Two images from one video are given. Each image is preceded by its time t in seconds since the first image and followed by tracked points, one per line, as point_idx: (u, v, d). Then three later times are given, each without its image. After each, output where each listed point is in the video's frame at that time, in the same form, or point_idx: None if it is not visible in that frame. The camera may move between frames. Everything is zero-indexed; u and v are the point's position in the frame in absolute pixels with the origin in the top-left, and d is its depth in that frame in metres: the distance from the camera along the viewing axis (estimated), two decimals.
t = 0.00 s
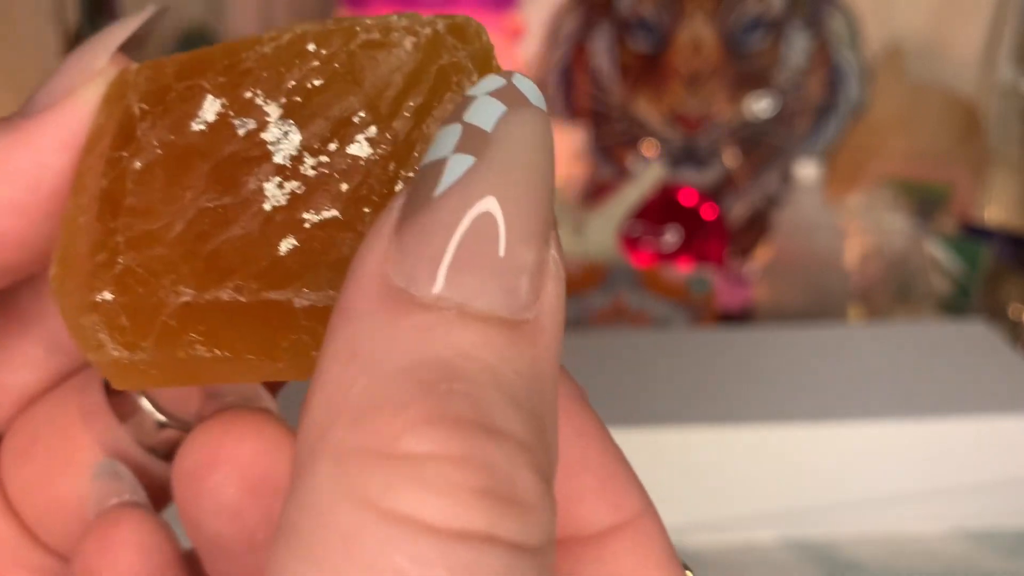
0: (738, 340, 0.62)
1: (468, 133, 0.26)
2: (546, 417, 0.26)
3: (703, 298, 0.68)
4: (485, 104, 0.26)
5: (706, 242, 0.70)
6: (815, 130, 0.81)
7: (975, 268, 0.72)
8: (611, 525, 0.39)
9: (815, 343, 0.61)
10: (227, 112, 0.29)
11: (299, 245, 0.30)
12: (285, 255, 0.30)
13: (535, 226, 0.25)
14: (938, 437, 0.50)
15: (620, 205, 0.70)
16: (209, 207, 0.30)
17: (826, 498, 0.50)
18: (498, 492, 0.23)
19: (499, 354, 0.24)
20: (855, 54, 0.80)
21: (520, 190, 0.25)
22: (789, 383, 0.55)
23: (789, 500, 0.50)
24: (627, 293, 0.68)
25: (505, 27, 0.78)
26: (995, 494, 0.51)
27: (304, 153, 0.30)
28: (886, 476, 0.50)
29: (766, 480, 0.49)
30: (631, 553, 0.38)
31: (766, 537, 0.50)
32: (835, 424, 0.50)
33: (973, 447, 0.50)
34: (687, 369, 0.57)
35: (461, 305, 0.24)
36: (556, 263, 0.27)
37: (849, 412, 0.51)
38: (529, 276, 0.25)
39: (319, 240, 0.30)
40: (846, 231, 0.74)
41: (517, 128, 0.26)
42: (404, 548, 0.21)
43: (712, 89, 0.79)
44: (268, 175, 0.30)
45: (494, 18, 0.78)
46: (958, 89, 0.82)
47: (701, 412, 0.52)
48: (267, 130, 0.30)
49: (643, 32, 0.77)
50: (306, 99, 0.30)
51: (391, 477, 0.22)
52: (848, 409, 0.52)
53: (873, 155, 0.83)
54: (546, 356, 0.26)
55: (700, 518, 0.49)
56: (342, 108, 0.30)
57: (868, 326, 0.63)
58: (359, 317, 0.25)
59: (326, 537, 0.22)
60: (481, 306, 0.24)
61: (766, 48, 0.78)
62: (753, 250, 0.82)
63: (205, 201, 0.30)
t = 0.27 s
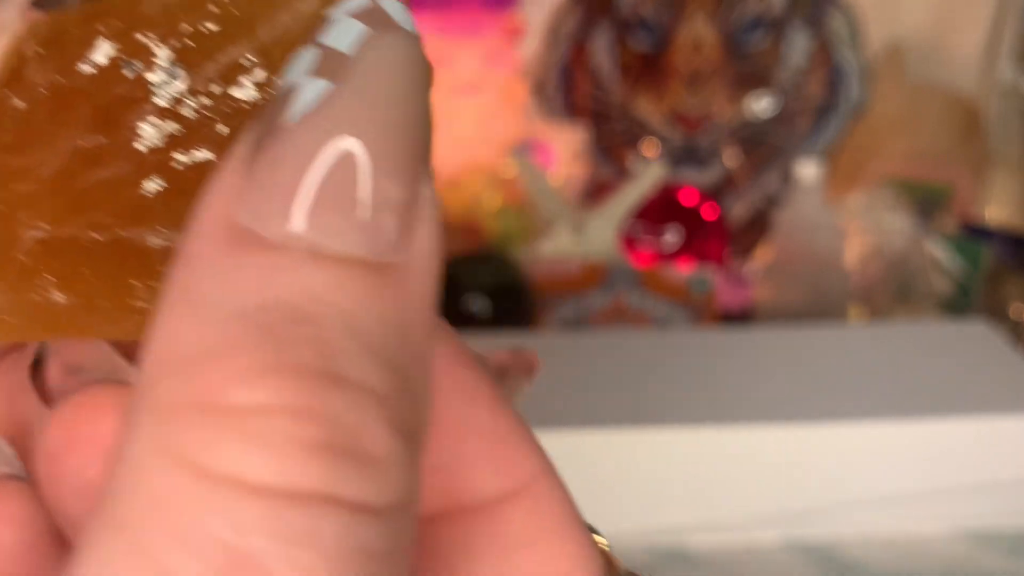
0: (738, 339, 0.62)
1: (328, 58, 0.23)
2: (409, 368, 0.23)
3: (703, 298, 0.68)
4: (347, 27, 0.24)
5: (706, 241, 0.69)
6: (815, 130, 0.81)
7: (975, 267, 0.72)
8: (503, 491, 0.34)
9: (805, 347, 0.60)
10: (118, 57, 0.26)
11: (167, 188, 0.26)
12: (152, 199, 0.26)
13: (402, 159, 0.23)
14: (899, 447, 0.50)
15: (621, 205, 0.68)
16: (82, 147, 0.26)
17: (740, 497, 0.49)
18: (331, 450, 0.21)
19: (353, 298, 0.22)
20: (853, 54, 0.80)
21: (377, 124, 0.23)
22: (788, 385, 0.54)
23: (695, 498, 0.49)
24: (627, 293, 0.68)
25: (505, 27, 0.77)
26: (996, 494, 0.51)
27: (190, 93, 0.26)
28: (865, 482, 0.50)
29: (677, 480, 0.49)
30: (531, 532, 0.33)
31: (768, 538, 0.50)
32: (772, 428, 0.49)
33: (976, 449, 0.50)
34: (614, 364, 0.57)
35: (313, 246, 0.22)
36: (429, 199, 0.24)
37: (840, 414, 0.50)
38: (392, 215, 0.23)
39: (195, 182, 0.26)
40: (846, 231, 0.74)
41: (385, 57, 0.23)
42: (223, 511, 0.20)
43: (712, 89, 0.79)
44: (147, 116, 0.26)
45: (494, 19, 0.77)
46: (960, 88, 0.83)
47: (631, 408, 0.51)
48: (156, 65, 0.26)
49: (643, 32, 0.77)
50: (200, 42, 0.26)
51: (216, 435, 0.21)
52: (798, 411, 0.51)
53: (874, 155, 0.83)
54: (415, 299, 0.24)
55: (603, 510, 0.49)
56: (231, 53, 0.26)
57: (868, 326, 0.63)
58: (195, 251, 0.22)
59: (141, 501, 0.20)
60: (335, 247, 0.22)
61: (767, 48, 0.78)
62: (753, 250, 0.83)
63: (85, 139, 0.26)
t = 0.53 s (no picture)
0: (737, 338, 0.63)
1: None
2: (228, 299, 0.20)
3: (699, 298, 0.67)
4: None
5: (703, 243, 0.71)
6: (811, 131, 0.82)
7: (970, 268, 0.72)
8: (333, 419, 0.24)
9: (795, 348, 0.61)
10: None
11: None
12: None
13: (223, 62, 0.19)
14: (850, 451, 0.50)
15: (621, 206, 0.69)
16: None
17: (660, 497, 0.50)
18: (114, 383, 0.17)
19: (155, 213, 0.18)
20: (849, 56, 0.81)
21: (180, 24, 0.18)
22: (795, 384, 0.55)
23: (620, 494, 0.50)
24: (627, 293, 0.67)
25: (504, 30, 0.79)
26: (989, 491, 0.51)
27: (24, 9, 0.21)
28: (845, 484, 0.50)
29: (633, 475, 0.49)
30: (351, 457, 0.24)
31: (766, 537, 0.51)
32: (700, 427, 0.49)
33: (976, 447, 0.51)
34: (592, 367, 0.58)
35: (112, 152, 0.18)
36: (256, 102, 0.20)
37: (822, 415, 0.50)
38: (208, 123, 0.19)
39: None
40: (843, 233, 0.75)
41: None
42: None
43: (710, 90, 0.80)
44: None
45: (494, 22, 0.78)
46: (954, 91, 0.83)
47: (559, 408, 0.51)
48: None
49: (642, 34, 0.79)
50: None
51: None
52: (732, 410, 0.51)
53: (873, 156, 0.84)
54: (236, 217, 0.20)
55: (516, 509, 0.49)
56: None
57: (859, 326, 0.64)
58: None
59: None
60: (131, 153, 0.18)
61: (764, 50, 0.80)
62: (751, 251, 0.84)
63: None
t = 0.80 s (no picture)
0: (733, 329, 0.60)
1: None
2: (285, 363, 0.18)
3: (695, 298, 0.69)
4: None
5: (698, 246, 0.75)
6: (803, 133, 0.91)
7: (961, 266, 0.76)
8: (361, 468, 0.23)
9: (792, 335, 0.59)
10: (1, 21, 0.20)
11: (39, 156, 0.20)
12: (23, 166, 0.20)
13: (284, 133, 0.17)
14: (840, 447, 0.49)
15: (619, 206, 0.70)
16: None
17: (636, 490, 0.49)
18: (172, 447, 0.15)
19: (222, 274, 0.16)
20: (842, 61, 0.90)
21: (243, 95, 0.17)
22: (801, 373, 0.53)
23: (594, 488, 0.49)
24: (624, 292, 0.68)
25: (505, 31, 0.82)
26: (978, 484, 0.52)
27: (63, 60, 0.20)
28: (832, 478, 0.50)
29: (618, 476, 0.48)
30: (386, 507, 0.23)
31: (759, 527, 0.52)
32: (680, 423, 0.47)
33: (976, 442, 0.50)
34: (580, 353, 0.55)
35: (175, 222, 0.16)
36: (312, 181, 0.18)
37: (817, 410, 0.49)
38: (271, 195, 0.17)
39: (59, 149, 0.20)
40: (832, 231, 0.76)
41: (266, 29, 0.17)
42: (39, 499, 0.15)
43: (701, 93, 0.89)
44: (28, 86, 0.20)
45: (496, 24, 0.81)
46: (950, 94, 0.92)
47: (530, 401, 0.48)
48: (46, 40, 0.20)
49: (640, 38, 0.88)
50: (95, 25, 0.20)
51: (38, 407, 0.15)
52: (720, 406, 0.49)
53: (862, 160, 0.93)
54: (293, 286, 0.18)
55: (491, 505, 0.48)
56: (121, 43, 0.20)
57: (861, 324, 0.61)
58: (45, 232, 0.17)
59: None
60: (199, 226, 0.16)
61: (757, 55, 0.89)
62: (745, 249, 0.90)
63: None
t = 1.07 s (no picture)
0: (729, 330, 0.60)
1: None
2: (176, 325, 0.17)
3: (694, 298, 0.69)
4: None
5: (697, 246, 0.76)
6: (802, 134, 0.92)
7: (960, 267, 0.76)
8: (272, 448, 0.20)
9: (786, 338, 0.59)
10: None
11: None
12: None
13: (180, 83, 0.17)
14: (835, 446, 0.49)
15: (619, 207, 0.70)
16: None
17: (625, 489, 0.49)
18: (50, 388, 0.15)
19: (111, 228, 0.16)
20: (841, 61, 0.91)
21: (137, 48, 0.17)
22: (804, 372, 0.54)
23: (582, 488, 0.49)
24: (623, 292, 0.69)
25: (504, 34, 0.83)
26: (973, 483, 0.52)
27: None
28: (829, 477, 0.50)
29: (610, 476, 0.48)
30: (298, 493, 0.20)
31: (757, 526, 0.52)
32: (671, 424, 0.47)
33: (974, 442, 0.50)
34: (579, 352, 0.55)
35: (64, 175, 0.16)
36: (216, 131, 0.18)
37: (814, 409, 0.49)
38: (169, 152, 0.17)
39: None
40: (832, 231, 0.76)
41: None
42: None
43: (702, 94, 0.89)
44: None
45: (495, 26, 0.82)
46: (948, 95, 0.93)
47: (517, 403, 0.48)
48: None
49: (639, 39, 0.89)
50: None
51: None
52: (715, 405, 0.49)
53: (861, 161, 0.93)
54: (191, 242, 0.18)
55: (486, 505, 0.49)
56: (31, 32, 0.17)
57: (861, 323, 0.61)
58: None
59: None
60: (86, 177, 0.16)
61: (757, 55, 0.89)
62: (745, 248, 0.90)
63: None
